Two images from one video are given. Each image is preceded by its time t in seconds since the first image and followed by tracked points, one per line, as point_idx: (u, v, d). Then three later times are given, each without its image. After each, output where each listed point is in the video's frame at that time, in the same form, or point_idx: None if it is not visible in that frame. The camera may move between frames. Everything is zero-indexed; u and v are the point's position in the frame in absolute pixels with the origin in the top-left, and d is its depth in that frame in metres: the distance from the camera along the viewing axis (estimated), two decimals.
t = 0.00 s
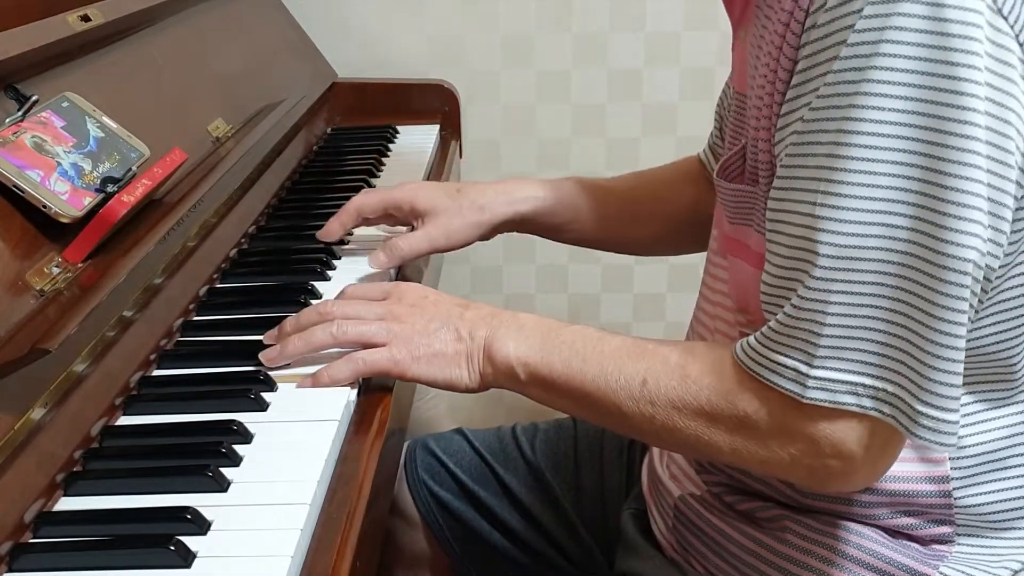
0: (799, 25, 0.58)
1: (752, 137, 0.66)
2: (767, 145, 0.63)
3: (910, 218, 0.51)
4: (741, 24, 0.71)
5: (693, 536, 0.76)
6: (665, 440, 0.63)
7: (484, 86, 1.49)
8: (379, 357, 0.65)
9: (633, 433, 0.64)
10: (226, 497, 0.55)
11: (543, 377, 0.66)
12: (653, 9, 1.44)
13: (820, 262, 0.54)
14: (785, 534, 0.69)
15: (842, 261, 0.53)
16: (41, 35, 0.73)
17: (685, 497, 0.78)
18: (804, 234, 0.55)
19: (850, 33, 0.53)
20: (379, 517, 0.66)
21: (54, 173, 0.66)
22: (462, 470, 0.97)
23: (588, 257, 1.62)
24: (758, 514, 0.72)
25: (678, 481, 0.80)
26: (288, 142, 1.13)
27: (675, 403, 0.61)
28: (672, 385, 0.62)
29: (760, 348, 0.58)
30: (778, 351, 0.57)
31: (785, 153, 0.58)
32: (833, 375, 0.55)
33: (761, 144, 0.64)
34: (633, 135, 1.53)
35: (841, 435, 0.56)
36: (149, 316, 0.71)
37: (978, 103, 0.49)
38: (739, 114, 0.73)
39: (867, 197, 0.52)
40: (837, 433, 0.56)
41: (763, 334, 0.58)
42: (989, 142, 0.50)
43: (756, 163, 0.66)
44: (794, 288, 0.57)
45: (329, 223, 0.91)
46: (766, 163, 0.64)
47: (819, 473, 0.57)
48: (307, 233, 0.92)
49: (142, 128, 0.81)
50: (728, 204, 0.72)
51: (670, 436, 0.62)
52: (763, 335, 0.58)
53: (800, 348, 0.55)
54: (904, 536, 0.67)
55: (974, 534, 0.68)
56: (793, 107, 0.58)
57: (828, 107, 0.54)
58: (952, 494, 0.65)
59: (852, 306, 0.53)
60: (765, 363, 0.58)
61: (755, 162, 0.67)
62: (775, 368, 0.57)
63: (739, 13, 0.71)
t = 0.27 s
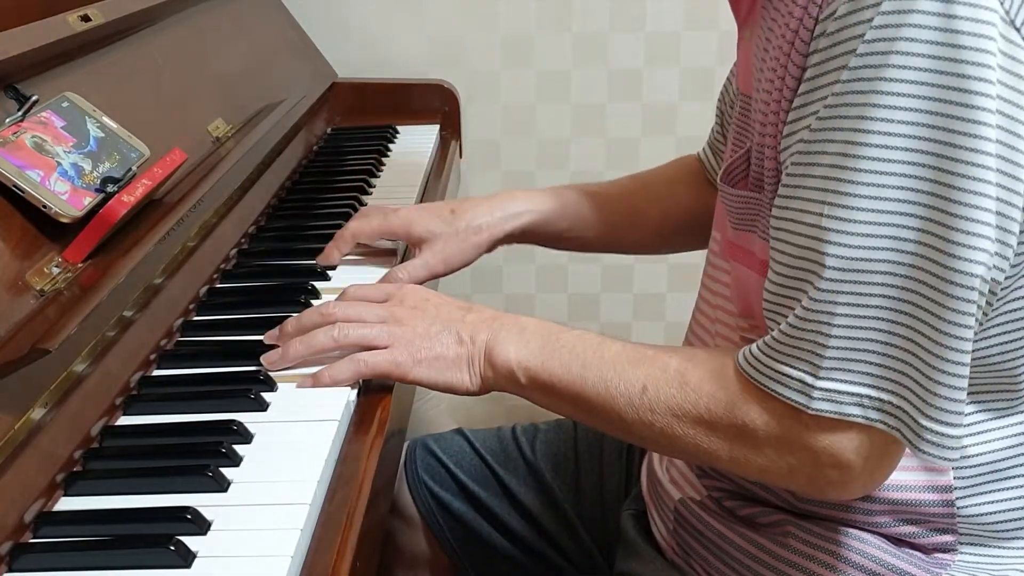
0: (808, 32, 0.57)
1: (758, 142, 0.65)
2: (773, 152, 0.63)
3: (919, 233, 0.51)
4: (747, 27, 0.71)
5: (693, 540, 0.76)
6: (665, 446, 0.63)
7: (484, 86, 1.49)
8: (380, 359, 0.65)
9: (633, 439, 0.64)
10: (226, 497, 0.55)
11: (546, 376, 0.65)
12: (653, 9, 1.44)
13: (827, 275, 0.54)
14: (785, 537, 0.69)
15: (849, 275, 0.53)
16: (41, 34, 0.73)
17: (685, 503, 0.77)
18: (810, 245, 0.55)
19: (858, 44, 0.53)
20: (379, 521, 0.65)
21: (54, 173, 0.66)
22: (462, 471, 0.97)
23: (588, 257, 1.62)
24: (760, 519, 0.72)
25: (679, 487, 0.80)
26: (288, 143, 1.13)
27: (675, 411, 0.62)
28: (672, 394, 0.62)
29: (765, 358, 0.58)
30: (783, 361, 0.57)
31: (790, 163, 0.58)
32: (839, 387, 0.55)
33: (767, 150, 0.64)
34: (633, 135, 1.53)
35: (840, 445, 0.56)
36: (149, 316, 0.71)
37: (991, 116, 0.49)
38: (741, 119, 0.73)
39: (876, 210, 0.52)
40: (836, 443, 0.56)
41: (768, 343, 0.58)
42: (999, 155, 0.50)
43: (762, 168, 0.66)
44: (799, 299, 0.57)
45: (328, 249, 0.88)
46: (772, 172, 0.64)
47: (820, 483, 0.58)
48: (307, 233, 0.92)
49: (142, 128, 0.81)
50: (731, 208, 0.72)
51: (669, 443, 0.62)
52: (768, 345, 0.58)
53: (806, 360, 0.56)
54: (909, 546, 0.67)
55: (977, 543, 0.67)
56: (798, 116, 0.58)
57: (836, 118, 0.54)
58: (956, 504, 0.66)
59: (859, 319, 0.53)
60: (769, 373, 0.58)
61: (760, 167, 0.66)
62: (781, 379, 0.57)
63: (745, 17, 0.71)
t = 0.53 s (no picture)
0: (814, 26, 0.57)
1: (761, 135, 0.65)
2: (776, 144, 0.64)
3: (917, 227, 0.51)
4: (754, 20, 0.71)
5: (692, 539, 0.76)
6: (658, 428, 0.63)
7: (484, 85, 1.49)
8: (376, 328, 0.66)
9: (629, 420, 0.65)
10: (226, 497, 0.55)
11: (542, 351, 0.66)
12: (653, 9, 1.44)
13: (825, 265, 0.54)
14: (784, 536, 0.69)
15: (847, 266, 0.53)
16: (41, 35, 0.73)
17: (683, 500, 0.77)
18: (810, 236, 0.55)
19: (863, 36, 0.53)
20: (379, 522, 0.65)
21: (54, 173, 0.66)
22: (463, 471, 0.97)
23: (588, 257, 1.61)
24: (758, 516, 0.72)
25: (677, 484, 0.79)
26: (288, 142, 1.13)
27: (670, 395, 0.62)
28: (669, 376, 0.62)
29: (762, 348, 0.58)
30: (781, 351, 0.57)
31: (793, 154, 0.58)
32: (835, 378, 0.55)
33: (770, 142, 0.64)
34: (633, 135, 1.53)
35: (833, 436, 0.56)
36: (149, 316, 0.71)
37: (992, 113, 0.49)
38: (747, 111, 0.73)
39: (874, 202, 0.52)
40: (829, 434, 0.56)
41: (766, 333, 0.58)
42: (1000, 153, 0.49)
43: (764, 161, 0.66)
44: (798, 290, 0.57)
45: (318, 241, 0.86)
46: (773, 163, 0.64)
47: (811, 475, 0.58)
48: (308, 233, 0.92)
49: (142, 128, 0.81)
50: (733, 201, 0.72)
51: (663, 426, 0.62)
52: (766, 334, 0.58)
53: (803, 351, 0.56)
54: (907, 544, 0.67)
55: (978, 541, 0.68)
56: (803, 108, 0.58)
57: (839, 110, 0.54)
58: (953, 500, 0.66)
59: (856, 311, 0.53)
60: (766, 363, 0.58)
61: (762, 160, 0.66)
62: (777, 368, 0.57)
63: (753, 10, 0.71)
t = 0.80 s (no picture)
0: (816, 22, 0.57)
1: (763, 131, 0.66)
2: (776, 139, 0.64)
3: (919, 218, 0.51)
4: (758, 19, 0.71)
5: (694, 531, 0.76)
6: (659, 429, 0.63)
7: (484, 86, 1.49)
8: (378, 347, 0.66)
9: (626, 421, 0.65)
10: (226, 497, 0.55)
11: (542, 362, 0.66)
12: (653, 9, 1.44)
13: (828, 258, 0.54)
14: (784, 531, 0.69)
15: (849, 258, 0.53)
16: (41, 35, 0.73)
17: (685, 492, 0.77)
18: (812, 229, 0.55)
19: (864, 31, 0.53)
20: (379, 519, 0.66)
21: (54, 173, 0.66)
22: (464, 468, 0.97)
23: (588, 257, 1.61)
24: (756, 507, 0.72)
25: (678, 478, 0.79)
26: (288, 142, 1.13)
27: (671, 395, 0.62)
28: (668, 376, 0.62)
29: (764, 341, 0.58)
30: (782, 344, 0.57)
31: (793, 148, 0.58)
32: (837, 371, 0.55)
33: (771, 137, 0.64)
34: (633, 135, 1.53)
35: (832, 427, 0.56)
36: (149, 316, 0.71)
37: (992, 106, 0.49)
38: (751, 108, 0.73)
39: (877, 194, 0.52)
40: (829, 425, 0.56)
41: (767, 326, 0.58)
42: (1002, 144, 0.50)
43: (766, 156, 0.66)
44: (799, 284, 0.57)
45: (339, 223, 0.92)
46: (774, 157, 0.64)
47: (811, 465, 0.58)
48: (308, 233, 0.92)
49: (142, 128, 0.81)
50: (736, 195, 0.73)
51: (666, 427, 0.63)
52: (767, 328, 0.58)
53: (806, 343, 0.56)
54: (907, 535, 0.67)
55: (975, 533, 0.68)
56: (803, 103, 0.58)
57: (840, 103, 0.54)
58: (952, 493, 0.65)
59: (858, 303, 0.53)
60: (768, 357, 0.58)
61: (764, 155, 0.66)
62: (779, 361, 0.57)
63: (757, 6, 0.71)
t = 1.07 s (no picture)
0: (814, 19, 0.57)
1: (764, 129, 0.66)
2: (777, 136, 0.64)
3: (915, 212, 0.51)
4: (761, 20, 0.71)
5: (694, 526, 0.76)
6: (657, 426, 0.63)
7: (484, 86, 1.49)
8: (381, 351, 0.66)
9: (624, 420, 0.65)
10: (226, 497, 0.55)
11: (543, 365, 0.66)
12: (653, 9, 1.44)
13: (826, 252, 0.54)
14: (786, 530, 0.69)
15: (847, 252, 0.53)
16: (41, 35, 0.73)
17: (688, 487, 0.77)
18: (812, 224, 0.55)
19: (861, 26, 0.53)
20: (379, 518, 0.66)
21: (54, 173, 0.66)
22: (464, 467, 0.97)
23: (588, 257, 1.62)
24: (756, 500, 0.72)
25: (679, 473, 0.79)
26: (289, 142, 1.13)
27: (669, 393, 0.62)
28: (666, 373, 0.62)
29: (763, 335, 0.58)
30: (781, 338, 0.57)
31: (792, 144, 0.58)
32: (836, 365, 0.55)
33: (772, 134, 0.64)
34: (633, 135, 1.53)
35: (829, 421, 0.56)
36: (149, 316, 0.71)
37: (987, 100, 0.49)
38: (754, 104, 0.73)
39: (875, 188, 0.52)
40: (826, 416, 0.56)
41: (766, 321, 0.58)
42: (997, 138, 0.50)
43: (766, 153, 0.66)
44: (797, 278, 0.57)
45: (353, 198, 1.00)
46: (774, 153, 0.65)
47: (809, 457, 0.58)
48: (308, 233, 0.92)
49: (142, 128, 0.81)
50: (737, 192, 0.73)
51: (663, 423, 0.63)
52: (766, 323, 0.58)
53: (805, 337, 0.56)
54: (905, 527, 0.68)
55: (974, 527, 0.67)
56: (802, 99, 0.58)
57: (838, 97, 0.54)
58: (950, 485, 0.65)
59: (856, 296, 0.53)
60: (768, 351, 0.58)
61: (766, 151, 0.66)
62: (778, 355, 0.57)
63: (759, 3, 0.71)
